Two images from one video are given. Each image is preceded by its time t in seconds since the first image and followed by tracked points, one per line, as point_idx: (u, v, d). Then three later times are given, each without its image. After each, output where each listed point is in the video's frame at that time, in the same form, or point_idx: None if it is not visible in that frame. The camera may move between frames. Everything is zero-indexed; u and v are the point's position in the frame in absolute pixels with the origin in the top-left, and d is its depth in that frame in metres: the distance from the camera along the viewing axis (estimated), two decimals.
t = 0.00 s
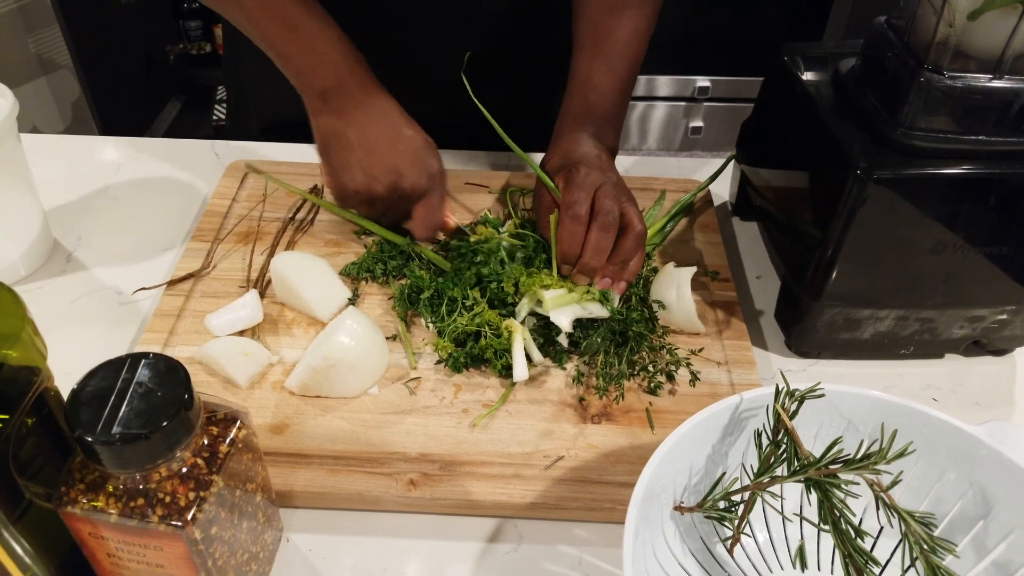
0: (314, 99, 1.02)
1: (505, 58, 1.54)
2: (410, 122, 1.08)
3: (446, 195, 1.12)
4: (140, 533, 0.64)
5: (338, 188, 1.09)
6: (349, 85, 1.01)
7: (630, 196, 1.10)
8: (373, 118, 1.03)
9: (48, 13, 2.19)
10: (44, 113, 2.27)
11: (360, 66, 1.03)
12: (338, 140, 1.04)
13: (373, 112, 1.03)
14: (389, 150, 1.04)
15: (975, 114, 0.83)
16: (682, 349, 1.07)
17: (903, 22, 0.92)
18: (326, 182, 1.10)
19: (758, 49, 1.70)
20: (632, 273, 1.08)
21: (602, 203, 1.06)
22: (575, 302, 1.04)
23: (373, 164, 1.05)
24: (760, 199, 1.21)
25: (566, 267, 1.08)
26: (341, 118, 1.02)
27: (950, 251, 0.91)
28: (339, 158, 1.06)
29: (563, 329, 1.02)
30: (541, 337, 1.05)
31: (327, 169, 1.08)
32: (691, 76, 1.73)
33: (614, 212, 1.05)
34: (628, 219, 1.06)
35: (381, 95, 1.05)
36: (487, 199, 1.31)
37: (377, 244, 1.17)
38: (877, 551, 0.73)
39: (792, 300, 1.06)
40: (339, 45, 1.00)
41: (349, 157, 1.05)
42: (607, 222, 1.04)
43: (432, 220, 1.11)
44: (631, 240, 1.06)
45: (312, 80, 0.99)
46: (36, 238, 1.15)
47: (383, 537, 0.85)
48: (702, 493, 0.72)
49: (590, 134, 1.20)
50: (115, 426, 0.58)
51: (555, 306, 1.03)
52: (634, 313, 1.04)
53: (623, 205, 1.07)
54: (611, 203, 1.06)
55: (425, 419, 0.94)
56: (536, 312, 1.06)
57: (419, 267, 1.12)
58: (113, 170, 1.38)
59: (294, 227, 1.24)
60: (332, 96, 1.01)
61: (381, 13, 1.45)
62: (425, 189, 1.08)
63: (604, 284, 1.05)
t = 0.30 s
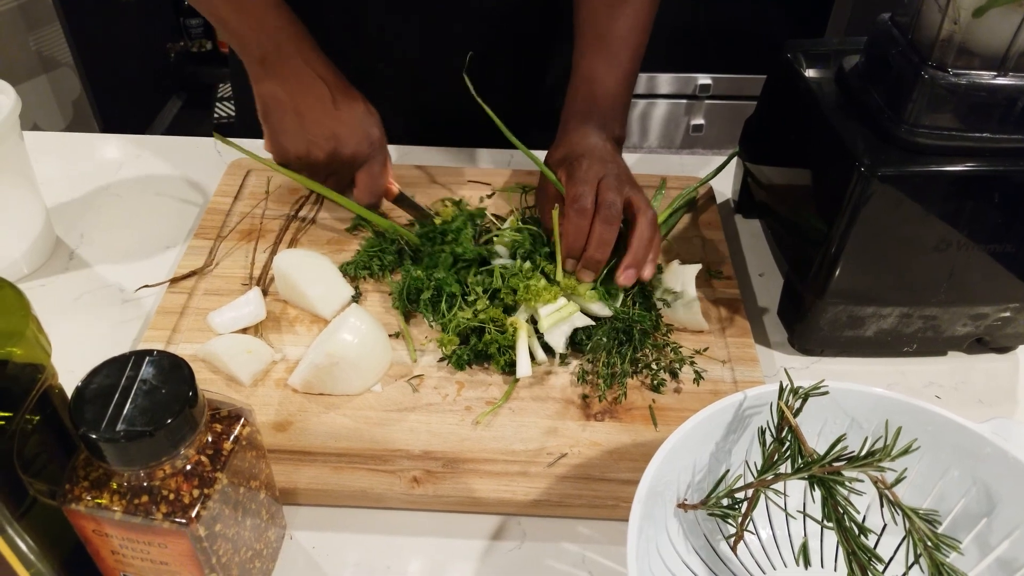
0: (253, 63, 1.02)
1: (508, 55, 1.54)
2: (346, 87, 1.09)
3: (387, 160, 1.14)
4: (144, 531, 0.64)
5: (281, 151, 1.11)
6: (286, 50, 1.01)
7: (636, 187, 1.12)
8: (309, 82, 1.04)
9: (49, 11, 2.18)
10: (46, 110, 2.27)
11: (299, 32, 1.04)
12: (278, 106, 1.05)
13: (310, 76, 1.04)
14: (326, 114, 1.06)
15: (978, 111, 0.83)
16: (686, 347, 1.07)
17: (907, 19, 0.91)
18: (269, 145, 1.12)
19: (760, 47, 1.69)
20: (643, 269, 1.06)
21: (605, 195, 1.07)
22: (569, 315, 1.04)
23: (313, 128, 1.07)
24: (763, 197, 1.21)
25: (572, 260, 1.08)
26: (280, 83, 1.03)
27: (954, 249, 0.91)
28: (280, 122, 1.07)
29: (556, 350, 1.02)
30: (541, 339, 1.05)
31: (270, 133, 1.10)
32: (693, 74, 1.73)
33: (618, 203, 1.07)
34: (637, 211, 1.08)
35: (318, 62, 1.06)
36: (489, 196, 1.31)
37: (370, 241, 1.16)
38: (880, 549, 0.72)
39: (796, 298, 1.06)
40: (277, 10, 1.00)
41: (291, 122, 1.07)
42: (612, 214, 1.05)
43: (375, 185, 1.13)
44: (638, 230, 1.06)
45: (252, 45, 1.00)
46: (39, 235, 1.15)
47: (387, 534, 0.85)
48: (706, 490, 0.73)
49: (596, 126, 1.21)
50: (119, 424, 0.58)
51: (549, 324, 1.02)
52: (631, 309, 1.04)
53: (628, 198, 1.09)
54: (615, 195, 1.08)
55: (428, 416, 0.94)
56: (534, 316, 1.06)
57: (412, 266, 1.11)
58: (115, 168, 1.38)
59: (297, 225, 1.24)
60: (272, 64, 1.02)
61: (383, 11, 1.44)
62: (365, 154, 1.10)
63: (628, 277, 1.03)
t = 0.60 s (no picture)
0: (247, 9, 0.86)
1: (507, 52, 1.53)
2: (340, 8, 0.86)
3: (400, 90, 0.87)
4: (140, 530, 0.63)
5: (281, 98, 0.89)
6: None
7: (647, 164, 1.16)
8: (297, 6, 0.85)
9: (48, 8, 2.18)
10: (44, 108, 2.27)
11: None
12: (270, 38, 0.85)
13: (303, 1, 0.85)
14: (320, 39, 0.84)
15: (978, 108, 0.83)
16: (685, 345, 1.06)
17: (906, 16, 0.91)
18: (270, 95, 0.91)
19: (760, 44, 1.69)
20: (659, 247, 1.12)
21: (619, 170, 1.12)
22: (567, 315, 1.04)
23: (305, 57, 0.84)
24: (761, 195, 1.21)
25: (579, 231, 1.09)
26: (269, 13, 0.85)
27: (953, 246, 0.91)
28: (274, 58, 0.86)
29: (554, 349, 1.02)
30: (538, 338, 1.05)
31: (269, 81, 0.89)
32: (693, 72, 1.73)
33: (631, 180, 1.12)
34: (645, 192, 1.13)
35: None
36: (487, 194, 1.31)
37: (360, 238, 1.16)
38: (878, 548, 0.72)
39: (795, 296, 1.06)
40: None
41: (281, 57, 0.85)
42: (624, 189, 1.10)
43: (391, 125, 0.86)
44: (651, 213, 1.11)
45: None
46: (36, 233, 1.14)
47: (384, 533, 0.85)
48: (703, 489, 0.72)
49: (612, 105, 1.22)
50: (114, 422, 0.58)
51: (548, 324, 1.02)
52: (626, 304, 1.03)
53: (641, 176, 1.14)
54: (629, 171, 1.12)
55: (426, 415, 0.94)
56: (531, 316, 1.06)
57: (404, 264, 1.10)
58: (113, 165, 1.38)
59: (294, 222, 1.24)
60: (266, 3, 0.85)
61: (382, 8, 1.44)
62: (371, 86, 0.85)
63: (630, 262, 1.08)
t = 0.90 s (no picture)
0: (353, 38, 0.90)
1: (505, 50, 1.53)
2: (447, 53, 0.96)
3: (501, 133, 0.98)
4: (133, 529, 0.63)
5: (386, 123, 0.92)
6: (390, 14, 0.90)
7: (650, 160, 1.15)
8: (413, 41, 0.91)
9: (46, 6, 2.17)
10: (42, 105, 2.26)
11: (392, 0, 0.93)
12: (381, 66, 0.90)
13: (414, 37, 0.91)
14: (432, 70, 0.91)
15: (976, 106, 0.82)
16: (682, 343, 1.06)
17: (903, 13, 0.91)
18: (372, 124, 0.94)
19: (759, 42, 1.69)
20: (636, 249, 1.12)
21: (621, 163, 1.12)
22: (563, 314, 1.04)
23: (421, 83, 0.90)
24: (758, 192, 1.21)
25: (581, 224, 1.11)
26: (380, 45, 0.90)
27: (950, 245, 0.90)
28: (383, 88, 0.91)
29: (551, 347, 1.02)
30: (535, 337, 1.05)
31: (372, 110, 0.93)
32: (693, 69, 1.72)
33: (630, 173, 1.11)
34: (642, 186, 1.12)
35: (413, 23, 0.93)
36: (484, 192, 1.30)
37: (357, 236, 1.16)
38: (874, 547, 0.72)
39: (792, 294, 1.05)
40: None
41: (393, 84, 0.90)
42: (622, 182, 1.10)
43: (492, 160, 0.95)
44: (643, 211, 1.11)
45: (351, 15, 0.88)
46: (32, 231, 1.14)
47: (379, 532, 0.85)
48: (698, 488, 0.72)
49: (616, 104, 1.22)
50: (106, 422, 0.58)
51: (544, 324, 1.03)
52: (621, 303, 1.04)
53: (641, 170, 1.13)
54: (630, 165, 1.12)
55: (421, 413, 0.94)
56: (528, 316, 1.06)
57: (399, 263, 1.10)
58: (109, 163, 1.37)
59: (290, 221, 1.24)
60: (372, 31, 0.89)
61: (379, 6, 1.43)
62: (481, 123, 0.95)
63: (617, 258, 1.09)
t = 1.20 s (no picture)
0: (388, 77, 0.89)
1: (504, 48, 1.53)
2: (482, 98, 0.94)
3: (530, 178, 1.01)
4: (130, 527, 0.64)
5: (422, 168, 0.95)
6: (427, 58, 0.88)
7: (640, 169, 1.13)
8: (449, 91, 0.90)
9: (45, 4, 2.17)
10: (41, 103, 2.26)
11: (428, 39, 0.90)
12: (417, 113, 0.90)
13: (451, 83, 0.90)
14: (468, 121, 0.91)
15: (972, 105, 0.83)
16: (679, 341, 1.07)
17: (899, 13, 0.91)
18: (407, 163, 0.97)
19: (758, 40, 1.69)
20: (638, 247, 1.12)
21: (606, 177, 1.09)
22: (559, 313, 1.05)
23: (456, 135, 0.91)
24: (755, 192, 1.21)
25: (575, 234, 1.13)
26: (416, 92, 0.89)
27: (945, 244, 0.91)
28: (420, 137, 0.92)
29: (547, 346, 1.03)
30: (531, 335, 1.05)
31: (408, 150, 0.95)
32: (692, 67, 1.72)
33: (616, 186, 1.08)
34: (631, 198, 1.10)
35: (449, 65, 0.91)
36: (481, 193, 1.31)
37: (355, 234, 1.16)
38: (868, 545, 0.73)
39: (787, 293, 1.06)
40: (407, 19, 0.87)
41: (428, 133, 0.91)
42: (607, 197, 1.08)
43: (520, 207, 1.00)
44: (632, 218, 1.10)
45: (384, 53, 0.86)
46: (30, 230, 1.14)
47: (376, 530, 0.86)
48: (693, 486, 0.72)
49: (613, 115, 1.23)
50: (103, 420, 0.58)
51: (541, 323, 1.03)
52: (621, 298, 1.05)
53: (628, 179, 1.10)
54: (616, 177, 1.09)
55: (418, 411, 0.94)
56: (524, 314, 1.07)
57: (396, 262, 1.11)
58: (107, 161, 1.38)
59: (288, 219, 1.24)
60: (414, 77, 0.88)
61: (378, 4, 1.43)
62: (513, 175, 0.97)
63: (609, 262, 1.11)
